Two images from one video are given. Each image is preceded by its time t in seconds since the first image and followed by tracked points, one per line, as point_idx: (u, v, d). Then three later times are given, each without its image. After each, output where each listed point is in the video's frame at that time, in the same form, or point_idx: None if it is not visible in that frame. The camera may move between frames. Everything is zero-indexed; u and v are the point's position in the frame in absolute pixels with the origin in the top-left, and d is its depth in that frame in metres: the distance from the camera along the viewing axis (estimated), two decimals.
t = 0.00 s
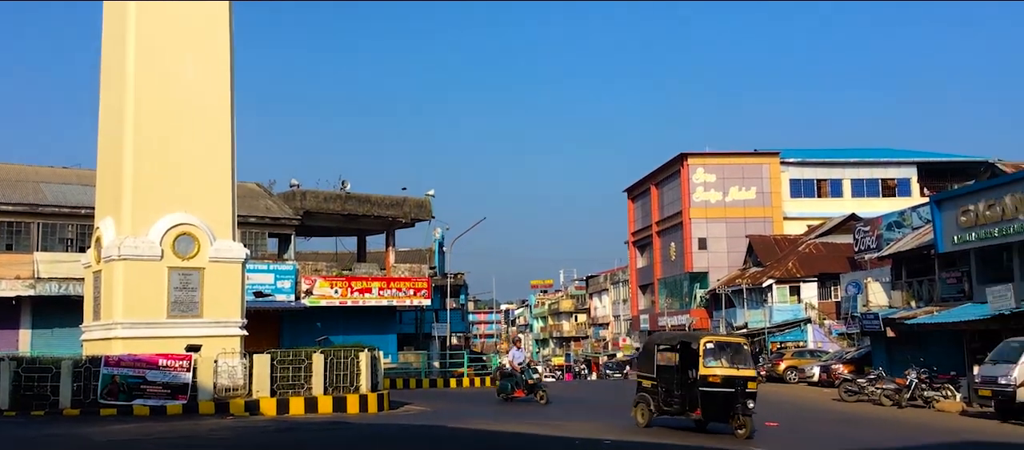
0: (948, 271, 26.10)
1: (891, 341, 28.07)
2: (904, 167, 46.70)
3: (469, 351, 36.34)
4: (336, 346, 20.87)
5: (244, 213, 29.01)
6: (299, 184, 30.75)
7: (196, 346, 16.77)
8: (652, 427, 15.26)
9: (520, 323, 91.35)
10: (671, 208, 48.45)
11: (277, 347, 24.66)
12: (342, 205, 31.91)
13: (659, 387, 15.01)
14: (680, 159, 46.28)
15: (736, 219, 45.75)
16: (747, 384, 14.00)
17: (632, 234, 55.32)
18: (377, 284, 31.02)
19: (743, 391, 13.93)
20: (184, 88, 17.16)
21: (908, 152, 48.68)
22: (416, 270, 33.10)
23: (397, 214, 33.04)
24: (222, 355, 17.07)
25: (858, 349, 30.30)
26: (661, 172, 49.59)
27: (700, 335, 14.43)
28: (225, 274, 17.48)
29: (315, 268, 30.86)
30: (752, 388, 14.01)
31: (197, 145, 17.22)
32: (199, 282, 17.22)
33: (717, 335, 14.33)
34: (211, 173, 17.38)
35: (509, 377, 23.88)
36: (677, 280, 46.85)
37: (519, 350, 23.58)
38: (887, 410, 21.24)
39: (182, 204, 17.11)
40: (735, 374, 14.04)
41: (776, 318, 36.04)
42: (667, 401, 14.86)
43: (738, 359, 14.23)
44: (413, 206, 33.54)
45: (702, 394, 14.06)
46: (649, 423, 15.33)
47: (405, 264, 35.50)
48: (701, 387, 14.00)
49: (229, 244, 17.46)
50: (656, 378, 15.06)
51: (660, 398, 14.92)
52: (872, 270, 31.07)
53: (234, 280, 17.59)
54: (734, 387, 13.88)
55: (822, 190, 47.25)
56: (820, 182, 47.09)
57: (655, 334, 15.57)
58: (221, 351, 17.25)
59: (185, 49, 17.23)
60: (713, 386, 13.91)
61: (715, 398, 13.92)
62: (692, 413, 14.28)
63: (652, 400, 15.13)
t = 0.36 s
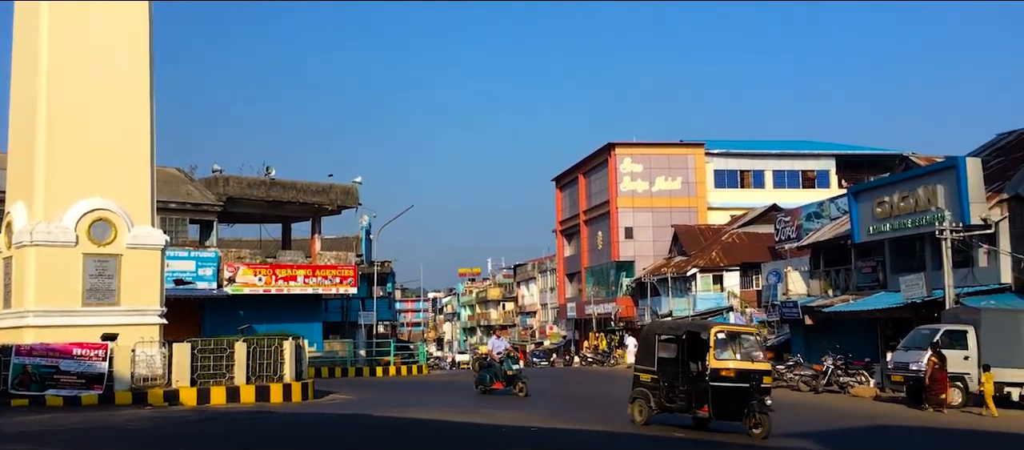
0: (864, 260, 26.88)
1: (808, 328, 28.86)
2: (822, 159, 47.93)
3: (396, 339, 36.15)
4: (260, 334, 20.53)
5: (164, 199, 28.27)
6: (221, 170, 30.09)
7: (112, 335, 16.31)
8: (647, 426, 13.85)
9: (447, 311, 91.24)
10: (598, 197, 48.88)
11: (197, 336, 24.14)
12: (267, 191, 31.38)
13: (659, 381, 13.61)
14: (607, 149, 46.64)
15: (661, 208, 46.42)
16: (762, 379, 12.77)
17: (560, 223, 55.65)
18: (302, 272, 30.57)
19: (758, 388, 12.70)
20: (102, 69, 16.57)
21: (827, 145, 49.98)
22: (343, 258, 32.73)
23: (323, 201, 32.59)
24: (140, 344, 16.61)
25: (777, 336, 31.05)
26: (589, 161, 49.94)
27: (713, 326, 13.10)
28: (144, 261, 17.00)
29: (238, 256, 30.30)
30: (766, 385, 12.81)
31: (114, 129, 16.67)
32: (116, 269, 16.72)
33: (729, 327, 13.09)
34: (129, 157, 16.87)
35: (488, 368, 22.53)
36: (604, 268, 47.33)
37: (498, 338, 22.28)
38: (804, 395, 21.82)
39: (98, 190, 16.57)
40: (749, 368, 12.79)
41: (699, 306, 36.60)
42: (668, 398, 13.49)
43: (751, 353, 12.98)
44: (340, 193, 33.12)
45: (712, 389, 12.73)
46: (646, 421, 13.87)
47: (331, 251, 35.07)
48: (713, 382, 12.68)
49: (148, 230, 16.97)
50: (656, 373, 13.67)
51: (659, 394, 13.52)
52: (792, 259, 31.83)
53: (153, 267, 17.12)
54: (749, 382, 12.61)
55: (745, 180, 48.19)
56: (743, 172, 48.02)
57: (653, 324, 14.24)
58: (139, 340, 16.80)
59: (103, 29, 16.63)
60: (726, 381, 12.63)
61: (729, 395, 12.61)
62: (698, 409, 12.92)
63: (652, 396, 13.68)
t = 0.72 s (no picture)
0: (784, 253, 27.50)
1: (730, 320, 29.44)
2: (746, 155, 48.89)
3: (321, 331, 35.73)
4: (179, 325, 20.08)
5: (79, 187, 27.40)
6: (140, 156, 29.29)
7: (23, 326, 15.77)
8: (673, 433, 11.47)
9: (375, 302, 90.58)
10: (527, 189, 49.04)
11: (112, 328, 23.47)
12: (189, 179, 30.69)
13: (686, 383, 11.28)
14: (536, 141, 46.76)
15: (589, 201, 46.79)
16: (812, 380, 10.59)
17: (489, 214, 55.65)
18: (224, 262, 29.97)
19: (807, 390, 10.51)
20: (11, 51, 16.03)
21: (750, 140, 51.02)
22: (267, 249, 32.19)
23: (247, 191, 32.01)
24: (52, 335, 16.10)
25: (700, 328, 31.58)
26: (518, 153, 50.03)
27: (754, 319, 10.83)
28: (59, 249, 16.46)
29: (158, 245, 29.55)
30: (817, 388, 10.62)
31: (24, 113, 16.15)
32: (27, 258, 16.15)
33: (771, 320, 10.86)
34: (41, 143, 16.32)
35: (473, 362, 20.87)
36: (532, 261, 47.52)
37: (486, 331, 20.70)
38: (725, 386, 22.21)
39: (8, 176, 16.02)
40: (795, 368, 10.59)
41: (625, 298, 37.15)
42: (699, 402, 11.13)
43: (797, 352, 10.78)
44: (264, 182, 32.55)
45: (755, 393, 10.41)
46: (668, 428, 11.55)
47: (255, 241, 34.48)
48: (756, 385, 10.38)
49: (61, 219, 16.40)
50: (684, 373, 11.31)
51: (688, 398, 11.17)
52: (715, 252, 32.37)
53: (68, 256, 16.58)
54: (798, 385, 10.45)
55: (671, 174, 48.84)
56: (669, 166, 48.67)
57: (677, 317, 11.89)
58: (52, 331, 16.28)
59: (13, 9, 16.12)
60: (770, 383, 10.39)
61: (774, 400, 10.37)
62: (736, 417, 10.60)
63: (678, 399, 11.33)
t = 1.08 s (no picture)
0: (736, 245, 27.80)
1: (683, 310, 29.70)
2: (703, 146, 49.37)
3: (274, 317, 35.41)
4: (127, 311, 19.72)
5: (25, 169, 26.79)
6: (89, 138, 28.69)
7: None
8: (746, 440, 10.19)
9: (330, 289, 90.05)
10: (484, 178, 48.99)
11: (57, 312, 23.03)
12: (139, 163, 30.20)
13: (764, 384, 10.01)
14: (494, 129, 46.71)
15: (546, 190, 46.85)
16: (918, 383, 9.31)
17: (446, 203, 55.52)
18: (176, 248, 29.54)
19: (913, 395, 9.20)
20: None
21: (706, 132, 51.53)
22: (219, 234, 31.79)
23: (199, 175, 31.55)
24: None
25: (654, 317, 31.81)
26: (475, 141, 49.94)
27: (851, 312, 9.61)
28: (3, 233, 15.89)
29: (107, 230, 29.01)
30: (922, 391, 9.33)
31: None
32: None
33: (866, 315, 9.66)
34: None
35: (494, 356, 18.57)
36: (489, 249, 47.53)
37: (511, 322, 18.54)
38: (676, 375, 22.43)
39: None
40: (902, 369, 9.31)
41: (580, 287, 37.30)
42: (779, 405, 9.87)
43: (895, 351, 9.57)
44: (217, 167, 32.12)
45: (854, 397, 9.16)
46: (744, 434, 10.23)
47: (207, 227, 34.04)
48: (853, 388, 9.14)
49: (6, 201, 15.83)
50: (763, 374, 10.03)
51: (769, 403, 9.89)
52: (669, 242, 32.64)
53: (13, 240, 16.02)
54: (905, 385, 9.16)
55: (628, 164, 49.06)
56: (626, 156, 48.89)
57: (754, 313, 10.61)
58: None
59: None
60: (872, 386, 9.11)
61: (875, 405, 9.08)
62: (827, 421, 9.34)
63: (756, 402, 10.06)
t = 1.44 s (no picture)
0: (703, 235, 27.99)
1: (650, 300, 29.85)
2: (670, 137, 49.59)
3: (239, 305, 35.12)
4: (89, 297, 19.42)
5: None
6: (51, 123, 28.19)
7: None
8: None
9: (296, 277, 89.53)
10: (452, 167, 48.89)
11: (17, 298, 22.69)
12: (102, 147, 29.75)
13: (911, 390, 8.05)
14: (463, 118, 46.59)
15: (515, 180, 46.82)
16: None
17: (414, 191, 55.34)
18: (139, 234, 29.16)
19: None
20: None
21: (674, 123, 51.77)
22: (183, 221, 31.38)
23: (163, 161, 31.16)
24: None
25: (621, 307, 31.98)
26: (444, 130, 49.80)
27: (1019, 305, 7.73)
28: None
29: (69, 216, 28.54)
30: None
31: None
32: None
33: None
34: None
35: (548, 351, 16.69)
36: (456, 239, 47.48)
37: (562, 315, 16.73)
38: (642, 364, 22.56)
39: None
40: None
41: (548, 277, 37.37)
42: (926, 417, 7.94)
43: None
44: (182, 152, 31.74)
45: None
46: None
47: (171, 213, 33.65)
48: None
49: None
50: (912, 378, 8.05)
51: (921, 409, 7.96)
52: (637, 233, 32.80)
53: None
54: None
55: (596, 155, 49.16)
56: (594, 147, 48.99)
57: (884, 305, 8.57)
58: None
59: None
60: None
61: None
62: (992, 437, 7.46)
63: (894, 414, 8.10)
